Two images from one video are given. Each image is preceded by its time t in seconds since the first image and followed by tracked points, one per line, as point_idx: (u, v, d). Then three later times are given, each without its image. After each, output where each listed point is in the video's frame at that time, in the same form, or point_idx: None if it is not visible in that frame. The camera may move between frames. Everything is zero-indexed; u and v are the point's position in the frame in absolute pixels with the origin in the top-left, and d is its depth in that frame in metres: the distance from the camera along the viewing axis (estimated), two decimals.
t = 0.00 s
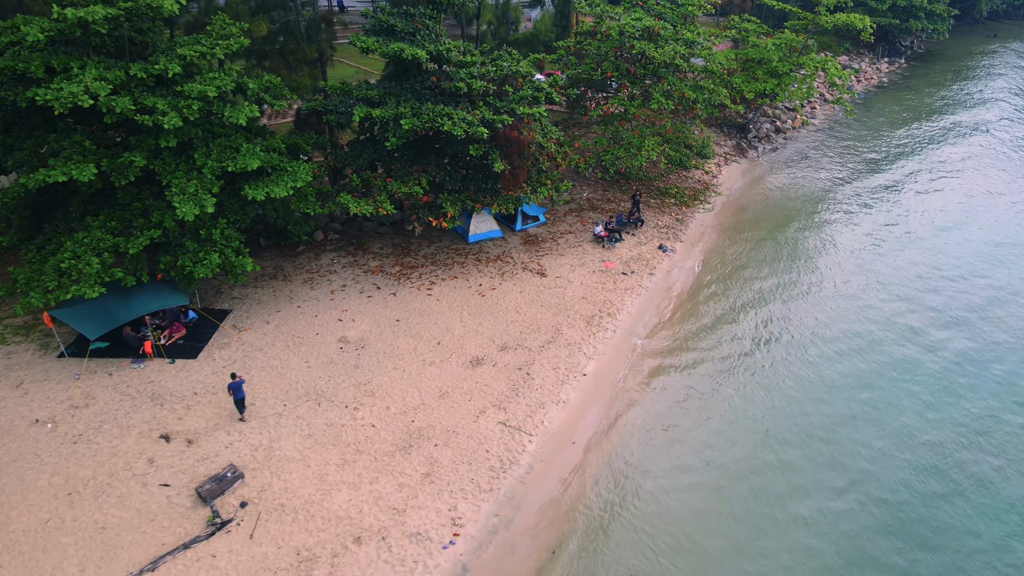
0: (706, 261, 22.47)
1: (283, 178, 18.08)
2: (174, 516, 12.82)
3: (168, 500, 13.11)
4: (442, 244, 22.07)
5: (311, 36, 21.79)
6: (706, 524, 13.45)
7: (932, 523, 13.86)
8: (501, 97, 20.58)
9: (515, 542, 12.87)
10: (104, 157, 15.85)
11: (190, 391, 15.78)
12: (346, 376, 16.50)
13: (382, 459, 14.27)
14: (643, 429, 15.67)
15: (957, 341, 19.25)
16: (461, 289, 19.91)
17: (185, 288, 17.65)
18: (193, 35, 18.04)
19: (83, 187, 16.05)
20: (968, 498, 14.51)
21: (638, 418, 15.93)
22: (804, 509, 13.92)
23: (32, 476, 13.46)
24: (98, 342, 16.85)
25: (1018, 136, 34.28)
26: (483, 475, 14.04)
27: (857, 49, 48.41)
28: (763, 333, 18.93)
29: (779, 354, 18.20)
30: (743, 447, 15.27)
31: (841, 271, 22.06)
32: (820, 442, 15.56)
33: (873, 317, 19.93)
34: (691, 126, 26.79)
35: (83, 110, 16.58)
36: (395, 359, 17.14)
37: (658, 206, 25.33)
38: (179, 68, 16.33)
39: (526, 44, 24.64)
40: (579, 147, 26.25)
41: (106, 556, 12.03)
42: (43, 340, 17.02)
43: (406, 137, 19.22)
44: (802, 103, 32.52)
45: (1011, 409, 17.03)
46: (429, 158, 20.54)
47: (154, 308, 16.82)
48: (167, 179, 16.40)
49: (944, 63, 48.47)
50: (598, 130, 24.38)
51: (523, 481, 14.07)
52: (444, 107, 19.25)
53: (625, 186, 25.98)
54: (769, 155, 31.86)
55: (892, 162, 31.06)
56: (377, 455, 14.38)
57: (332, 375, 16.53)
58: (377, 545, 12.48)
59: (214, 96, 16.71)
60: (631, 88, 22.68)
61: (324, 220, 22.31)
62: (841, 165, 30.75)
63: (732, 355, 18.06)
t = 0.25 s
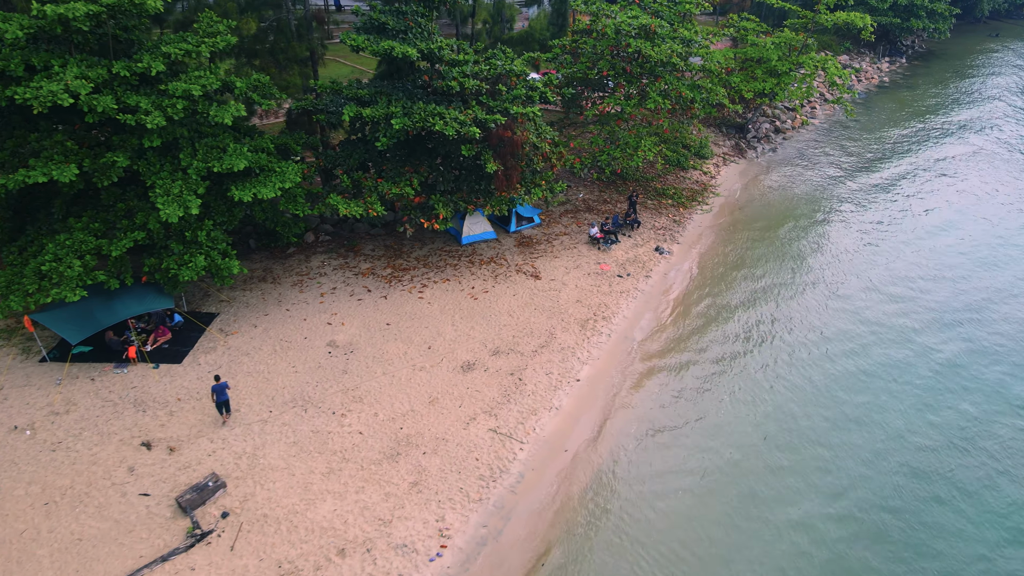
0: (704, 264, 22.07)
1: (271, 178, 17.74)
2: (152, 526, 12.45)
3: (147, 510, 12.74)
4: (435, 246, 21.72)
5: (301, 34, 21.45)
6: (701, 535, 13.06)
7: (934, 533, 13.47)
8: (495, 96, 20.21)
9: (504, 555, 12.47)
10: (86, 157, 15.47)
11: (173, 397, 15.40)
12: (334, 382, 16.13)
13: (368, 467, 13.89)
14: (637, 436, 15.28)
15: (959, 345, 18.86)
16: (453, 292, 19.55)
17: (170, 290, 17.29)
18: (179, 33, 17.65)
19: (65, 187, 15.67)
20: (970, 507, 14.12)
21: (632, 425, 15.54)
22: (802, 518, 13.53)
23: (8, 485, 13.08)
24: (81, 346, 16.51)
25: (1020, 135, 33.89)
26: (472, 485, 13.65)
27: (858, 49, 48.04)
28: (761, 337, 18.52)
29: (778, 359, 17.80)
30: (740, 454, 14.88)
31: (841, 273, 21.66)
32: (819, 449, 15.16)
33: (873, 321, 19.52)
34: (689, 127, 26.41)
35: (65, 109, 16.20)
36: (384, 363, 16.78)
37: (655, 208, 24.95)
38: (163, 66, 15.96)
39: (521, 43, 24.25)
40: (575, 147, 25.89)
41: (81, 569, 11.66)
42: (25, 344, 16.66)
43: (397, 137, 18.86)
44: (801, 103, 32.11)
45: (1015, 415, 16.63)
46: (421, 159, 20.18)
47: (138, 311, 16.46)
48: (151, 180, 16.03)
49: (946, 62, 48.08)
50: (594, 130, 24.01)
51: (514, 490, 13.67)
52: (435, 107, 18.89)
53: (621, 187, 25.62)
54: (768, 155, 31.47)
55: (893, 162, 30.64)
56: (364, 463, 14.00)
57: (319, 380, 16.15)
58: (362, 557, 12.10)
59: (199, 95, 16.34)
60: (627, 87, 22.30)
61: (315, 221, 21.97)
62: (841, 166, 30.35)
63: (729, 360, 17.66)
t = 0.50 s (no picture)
0: (700, 265, 21.62)
1: (256, 177, 17.30)
2: (126, 538, 12.00)
3: (122, 520, 12.29)
4: (426, 246, 21.30)
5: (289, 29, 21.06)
6: (696, 546, 12.63)
7: (935, 544, 13.07)
8: (487, 93, 19.76)
9: (491, 567, 12.04)
10: (64, 155, 14.96)
11: (153, 402, 14.95)
12: (319, 386, 15.67)
13: (352, 475, 13.44)
14: (631, 443, 14.84)
15: (961, 349, 18.42)
16: (444, 293, 19.11)
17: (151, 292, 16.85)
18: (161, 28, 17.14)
19: (42, 186, 15.18)
20: (972, 516, 13.71)
21: (625, 432, 15.09)
22: (800, 528, 13.10)
23: None
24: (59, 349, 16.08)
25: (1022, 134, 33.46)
26: (459, 493, 13.20)
27: (858, 47, 47.61)
28: (759, 340, 18.07)
29: (776, 363, 17.35)
30: (736, 461, 14.45)
31: (840, 274, 21.21)
32: (818, 457, 14.72)
33: (874, 323, 19.08)
34: (687, 125, 25.95)
35: (42, 105, 15.69)
36: (372, 367, 16.34)
37: (651, 207, 24.50)
38: (142, 61, 15.49)
39: (514, 39, 23.80)
40: (571, 146, 25.43)
41: None
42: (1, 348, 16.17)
43: (386, 135, 18.42)
44: (801, 101, 31.63)
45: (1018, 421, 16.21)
46: (411, 157, 19.75)
47: (118, 313, 16.03)
48: (131, 178, 15.56)
49: (947, 61, 47.63)
50: (589, 128, 23.56)
51: (502, 499, 13.22)
52: (426, 104, 18.45)
53: (617, 186, 25.18)
54: (766, 154, 31.00)
55: (894, 162, 30.16)
56: (347, 470, 13.55)
57: (304, 384, 15.70)
58: (342, 570, 11.64)
59: (181, 91, 15.89)
60: (623, 84, 21.84)
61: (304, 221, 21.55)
62: (841, 165, 29.90)
63: (725, 364, 17.22)
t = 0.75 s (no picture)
0: (698, 265, 21.20)
1: (242, 175, 16.91)
2: (102, 547, 11.60)
3: (97, 529, 11.90)
4: (418, 246, 20.91)
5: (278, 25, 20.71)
6: (691, 554, 12.22)
7: (939, 552, 12.65)
8: (480, 90, 19.35)
9: None
10: (43, 151, 14.47)
11: (134, 406, 14.56)
12: (305, 389, 15.28)
13: (337, 481, 13.05)
14: (625, 448, 14.44)
15: (964, 352, 17.98)
16: (435, 294, 18.71)
17: (135, 293, 16.48)
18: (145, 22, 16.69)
19: (20, 183, 14.63)
20: (977, 523, 13.30)
21: (620, 436, 14.70)
22: (798, 536, 12.70)
23: None
24: (39, 351, 15.67)
25: None
26: (447, 501, 12.80)
27: (859, 45, 47.20)
28: (757, 342, 17.65)
29: (774, 365, 16.95)
30: (733, 467, 14.05)
31: (841, 275, 20.78)
32: (817, 462, 14.31)
33: (875, 325, 18.66)
34: (684, 122, 25.53)
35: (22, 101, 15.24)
36: (360, 370, 15.93)
37: (648, 206, 24.09)
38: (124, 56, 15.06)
39: (509, 35, 23.41)
40: (566, 144, 25.03)
41: None
42: None
43: (376, 132, 18.00)
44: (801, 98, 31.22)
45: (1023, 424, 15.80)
46: (403, 155, 19.34)
47: (100, 314, 15.64)
48: (113, 176, 15.14)
49: (949, 59, 47.23)
50: (584, 126, 23.16)
51: (492, 507, 12.83)
52: (417, 100, 18.03)
53: (614, 185, 24.78)
54: (766, 153, 30.60)
55: (897, 160, 29.69)
56: (332, 476, 13.15)
57: (290, 388, 15.30)
58: None
59: (164, 86, 15.47)
60: (619, 81, 21.41)
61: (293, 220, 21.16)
62: (842, 163, 29.49)
63: (723, 366, 16.80)
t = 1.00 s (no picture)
0: (695, 265, 20.75)
1: (226, 172, 16.47)
2: (71, 558, 11.16)
3: (67, 539, 11.45)
4: (409, 245, 20.47)
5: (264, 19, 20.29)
6: (684, 565, 11.77)
7: (942, 563, 12.19)
8: (470, 85, 18.90)
9: None
10: (18, 147, 14.00)
11: (111, 410, 14.12)
12: (288, 393, 14.84)
13: (318, 489, 12.60)
14: (617, 453, 14.00)
15: (968, 354, 17.48)
16: (425, 295, 18.28)
17: (116, 294, 16.04)
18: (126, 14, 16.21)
19: None
20: (981, 532, 12.83)
21: (612, 442, 14.25)
22: (796, 546, 12.24)
23: None
24: (16, 353, 15.21)
25: None
26: (432, 509, 12.36)
27: (860, 43, 46.71)
28: (755, 345, 17.17)
29: (772, 367, 16.50)
30: (728, 473, 13.61)
31: (841, 275, 20.29)
32: (816, 469, 13.83)
33: (876, 328, 18.19)
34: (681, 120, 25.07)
35: None
36: (345, 373, 15.48)
37: (644, 205, 23.64)
38: (102, 49, 14.61)
39: (502, 30, 22.94)
40: (561, 141, 24.57)
41: None
42: None
43: (364, 129, 17.55)
44: (800, 96, 30.75)
45: None
46: (392, 153, 18.90)
47: (78, 315, 15.20)
48: (90, 173, 14.68)
49: (951, 57, 46.73)
50: (579, 123, 22.70)
51: (478, 516, 12.39)
52: (405, 96, 17.59)
53: (609, 183, 24.32)
54: (765, 151, 30.14)
55: (899, 159, 29.19)
56: (314, 484, 12.71)
57: (273, 391, 14.85)
58: None
59: (144, 81, 15.01)
60: (614, 77, 20.94)
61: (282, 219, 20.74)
62: (842, 161, 29.03)
63: (719, 370, 16.33)
